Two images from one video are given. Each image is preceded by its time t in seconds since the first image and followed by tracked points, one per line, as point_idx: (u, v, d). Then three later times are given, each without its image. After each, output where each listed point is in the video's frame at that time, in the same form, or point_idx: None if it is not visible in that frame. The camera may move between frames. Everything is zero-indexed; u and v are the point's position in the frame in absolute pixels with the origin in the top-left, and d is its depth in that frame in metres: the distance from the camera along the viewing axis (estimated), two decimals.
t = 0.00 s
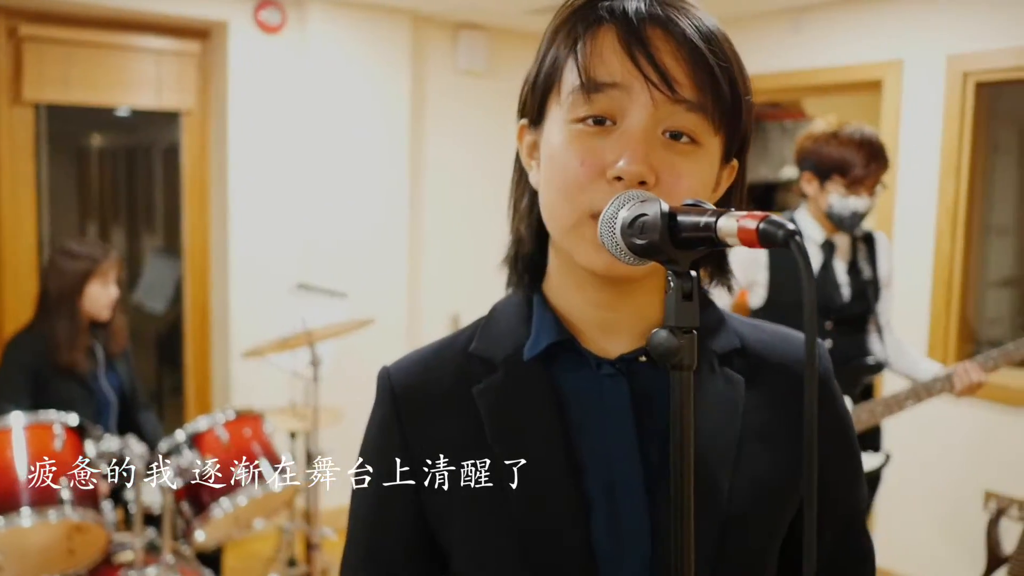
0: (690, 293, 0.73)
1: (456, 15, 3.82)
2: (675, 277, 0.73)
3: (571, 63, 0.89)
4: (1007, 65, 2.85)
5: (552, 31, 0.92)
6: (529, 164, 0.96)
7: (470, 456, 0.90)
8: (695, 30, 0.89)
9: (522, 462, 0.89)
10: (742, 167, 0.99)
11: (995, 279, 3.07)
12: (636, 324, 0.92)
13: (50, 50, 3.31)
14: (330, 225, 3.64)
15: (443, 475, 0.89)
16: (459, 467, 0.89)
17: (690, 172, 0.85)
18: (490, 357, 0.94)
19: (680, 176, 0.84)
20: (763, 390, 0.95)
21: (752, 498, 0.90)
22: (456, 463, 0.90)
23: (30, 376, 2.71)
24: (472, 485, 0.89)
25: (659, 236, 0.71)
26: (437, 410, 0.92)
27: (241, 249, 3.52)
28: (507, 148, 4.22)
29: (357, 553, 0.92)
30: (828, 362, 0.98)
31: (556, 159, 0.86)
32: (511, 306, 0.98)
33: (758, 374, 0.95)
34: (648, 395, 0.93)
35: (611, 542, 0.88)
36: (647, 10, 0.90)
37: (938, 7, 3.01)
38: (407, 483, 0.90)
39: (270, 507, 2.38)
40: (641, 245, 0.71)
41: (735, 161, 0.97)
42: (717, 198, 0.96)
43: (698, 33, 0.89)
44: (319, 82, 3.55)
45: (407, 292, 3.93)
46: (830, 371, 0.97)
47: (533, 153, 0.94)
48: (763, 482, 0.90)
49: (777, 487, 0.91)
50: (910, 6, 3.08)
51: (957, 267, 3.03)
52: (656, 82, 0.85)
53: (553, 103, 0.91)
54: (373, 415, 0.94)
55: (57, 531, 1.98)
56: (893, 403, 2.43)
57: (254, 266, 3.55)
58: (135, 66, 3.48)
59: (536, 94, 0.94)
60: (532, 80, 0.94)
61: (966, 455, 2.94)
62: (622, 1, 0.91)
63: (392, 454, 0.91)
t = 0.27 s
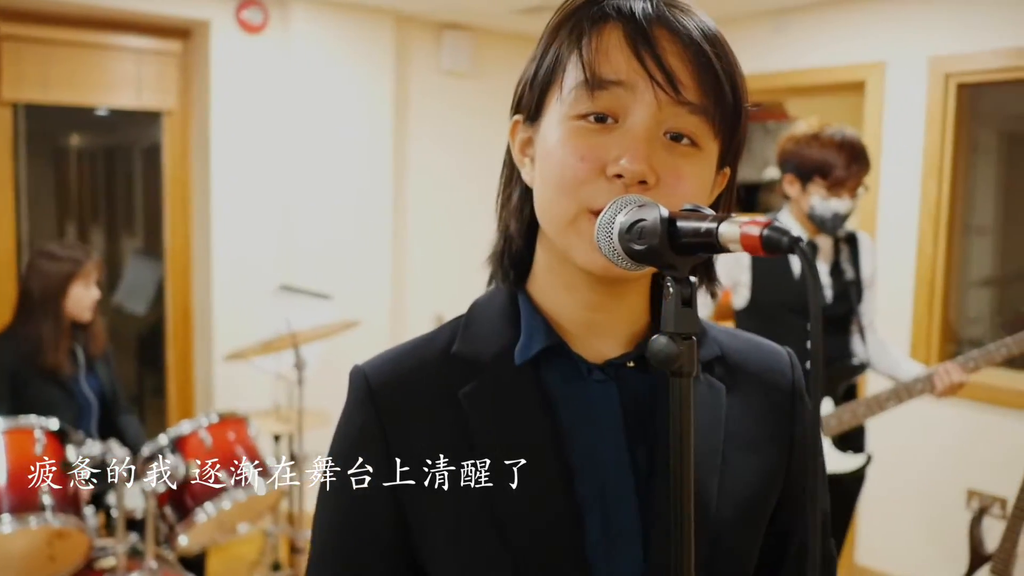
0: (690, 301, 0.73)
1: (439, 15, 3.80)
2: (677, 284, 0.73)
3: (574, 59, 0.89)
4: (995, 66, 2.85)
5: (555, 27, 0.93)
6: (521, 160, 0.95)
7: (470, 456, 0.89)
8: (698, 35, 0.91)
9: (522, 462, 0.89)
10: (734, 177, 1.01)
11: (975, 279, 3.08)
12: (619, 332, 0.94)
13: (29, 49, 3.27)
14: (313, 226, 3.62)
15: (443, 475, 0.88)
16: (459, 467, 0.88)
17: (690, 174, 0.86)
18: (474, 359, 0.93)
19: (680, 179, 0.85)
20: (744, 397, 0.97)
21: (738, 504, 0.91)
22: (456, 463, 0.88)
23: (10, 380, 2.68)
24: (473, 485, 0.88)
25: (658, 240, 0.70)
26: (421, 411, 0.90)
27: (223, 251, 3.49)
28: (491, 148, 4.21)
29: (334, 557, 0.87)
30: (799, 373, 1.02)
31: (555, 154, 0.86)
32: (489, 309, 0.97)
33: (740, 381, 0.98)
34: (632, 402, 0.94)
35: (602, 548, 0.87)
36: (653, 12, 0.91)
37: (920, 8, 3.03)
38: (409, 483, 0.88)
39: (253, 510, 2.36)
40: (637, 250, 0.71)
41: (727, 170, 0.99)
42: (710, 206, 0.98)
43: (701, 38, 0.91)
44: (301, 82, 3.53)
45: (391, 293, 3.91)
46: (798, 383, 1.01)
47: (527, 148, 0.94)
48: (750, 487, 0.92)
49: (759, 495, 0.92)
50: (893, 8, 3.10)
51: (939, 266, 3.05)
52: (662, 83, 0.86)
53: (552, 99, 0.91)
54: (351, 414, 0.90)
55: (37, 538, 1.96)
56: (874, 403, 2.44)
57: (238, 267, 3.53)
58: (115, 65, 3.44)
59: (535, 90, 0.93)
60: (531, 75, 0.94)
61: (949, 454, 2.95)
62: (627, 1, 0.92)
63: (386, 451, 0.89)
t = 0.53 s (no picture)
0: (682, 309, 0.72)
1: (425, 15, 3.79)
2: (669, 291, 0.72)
3: (576, 62, 0.89)
4: (980, 68, 2.86)
5: (559, 29, 0.93)
6: (516, 160, 0.95)
7: (469, 456, 0.88)
8: (702, 48, 0.91)
9: (522, 462, 0.89)
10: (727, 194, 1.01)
11: (960, 279, 3.10)
12: (606, 339, 0.95)
13: (10, 48, 3.23)
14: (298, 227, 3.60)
15: (443, 475, 0.87)
16: (459, 467, 0.88)
17: (681, 185, 0.85)
18: (459, 364, 0.91)
19: (669, 190, 0.83)
20: (721, 407, 1.00)
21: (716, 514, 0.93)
22: (456, 463, 0.88)
23: None
24: (473, 485, 0.87)
25: (654, 247, 0.70)
26: (406, 412, 0.89)
27: (208, 252, 3.47)
28: (476, 149, 4.21)
29: (322, 560, 0.84)
30: (768, 385, 1.06)
31: (548, 156, 0.86)
32: (470, 309, 0.96)
33: (717, 391, 1.00)
34: (616, 411, 0.95)
35: (590, 556, 0.88)
36: (657, 21, 0.91)
37: (903, 10, 3.04)
38: (409, 483, 0.87)
39: (239, 514, 2.34)
40: (632, 257, 0.71)
41: (721, 188, 0.99)
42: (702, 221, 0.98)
43: (703, 51, 0.91)
44: (286, 82, 3.51)
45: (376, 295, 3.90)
46: (768, 395, 1.04)
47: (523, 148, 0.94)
48: (728, 498, 0.94)
49: (735, 502, 0.94)
50: (877, 9, 3.11)
51: (924, 266, 3.06)
52: (659, 92, 0.86)
53: (551, 100, 0.90)
54: (336, 413, 0.87)
55: (21, 542, 1.94)
56: (858, 403, 2.45)
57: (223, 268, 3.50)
58: (98, 65, 3.41)
59: (535, 91, 0.93)
60: (532, 75, 0.94)
61: (933, 454, 2.97)
62: (632, 8, 0.91)
63: (382, 451, 0.87)
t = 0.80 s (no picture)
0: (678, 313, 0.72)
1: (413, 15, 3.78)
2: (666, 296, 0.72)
3: (558, 74, 0.89)
4: (967, 70, 2.88)
5: (538, 43, 0.93)
6: (504, 174, 0.95)
7: (468, 456, 0.88)
8: (680, 47, 0.91)
9: (522, 462, 0.89)
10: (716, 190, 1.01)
11: (946, 279, 3.12)
12: (603, 346, 0.94)
13: None
14: (286, 228, 3.58)
15: (443, 475, 0.87)
16: (459, 467, 0.88)
17: (673, 189, 0.85)
18: (454, 367, 0.91)
19: (661, 194, 0.84)
20: (710, 420, 1.00)
21: (704, 525, 0.94)
22: (456, 463, 0.88)
23: None
24: (473, 484, 0.87)
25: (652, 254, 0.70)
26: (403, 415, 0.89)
27: (195, 254, 3.45)
28: (464, 150, 4.20)
29: (319, 560, 0.83)
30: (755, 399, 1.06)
31: (539, 168, 0.86)
32: (470, 310, 0.95)
33: (706, 404, 1.01)
34: (610, 420, 0.95)
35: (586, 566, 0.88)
36: (636, 24, 0.91)
37: (890, 12, 3.06)
38: (409, 482, 0.87)
39: (228, 517, 2.33)
40: (631, 264, 0.71)
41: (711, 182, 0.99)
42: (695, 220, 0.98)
43: (683, 50, 0.91)
44: (273, 82, 3.49)
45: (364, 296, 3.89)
46: (755, 408, 1.05)
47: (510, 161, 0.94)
48: (714, 512, 0.95)
49: (722, 517, 0.95)
50: (864, 11, 3.13)
51: (911, 267, 3.08)
52: (645, 96, 0.86)
53: (537, 112, 0.91)
54: (333, 411, 0.87)
55: (8, 546, 1.93)
56: (847, 403, 2.46)
57: (209, 270, 3.48)
58: (83, 65, 3.39)
59: (519, 103, 0.93)
60: (515, 89, 0.94)
61: (921, 454, 2.99)
62: (609, 14, 0.92)
63: (381, 452, 0.87)
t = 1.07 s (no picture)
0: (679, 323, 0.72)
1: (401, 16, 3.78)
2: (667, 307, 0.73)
3: (545, 86, 0.89)
4: (954, 72, 2.90)
5: (521, 55, 0.93)
6: (495, 188, 0.95)
7: (468, 456, 0.89)
8: (661, 51, 0.92)
9: (522, 462, 0.89)
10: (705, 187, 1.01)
11: (932, 279, 3.13)
12: (600, 353, 0.94)
13: None
14: (274, 229, 3.57)
15: (443, 475, 0.87)
16: (459, 467, 0.88)
17: (668, 193, 0.85)
18: (455, 372, 0.92)
19: (658, 198, 0.84)
20: (705, 428, 1.00)
21: (700, 534, 0.94)
22: (456, 463, 0.88)
23: None
24: (473, 484, 0.87)
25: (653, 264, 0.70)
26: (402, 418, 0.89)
27: (182, 255, 3.43)
28: (454, 150, 4.19)
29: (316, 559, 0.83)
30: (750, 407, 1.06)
31: (533, 181, 0.86)
32: (470, 318, 0.96)
33: (702, 412, 1.01)
34: (609, 426, 0.96)
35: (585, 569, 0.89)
36: (617, 32, 0.92)
37: (878, 14, 3.07)
38: (409, 483, 0.87)
39: (219, 520, 2.32)
40: (631, 274, 0.71)
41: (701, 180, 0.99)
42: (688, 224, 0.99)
43: (665, 54, 0.92)
44: (262, 82, 3.48)
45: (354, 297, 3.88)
46: (750, 416, 1.05)
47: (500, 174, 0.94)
48: (710, 521, 0.95)
49: (718, 524, 0.95)
50: (852, 13, 3.14)
51: (898, 267, 3.10)
52: (633, 104, 0.86)
53: (525, 125, 0.90)
54: (331, 417, 0.87)
55: None
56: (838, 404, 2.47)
57: (197, 272, 3.46)
58: (70, 65, 3.37)
59: (506, 117, 0.93)
60: (501, 102, 0.94)
61: (909, 454, 3.00)
62: (591, 23, 0.92)
63: (381, 452, 0.87)
